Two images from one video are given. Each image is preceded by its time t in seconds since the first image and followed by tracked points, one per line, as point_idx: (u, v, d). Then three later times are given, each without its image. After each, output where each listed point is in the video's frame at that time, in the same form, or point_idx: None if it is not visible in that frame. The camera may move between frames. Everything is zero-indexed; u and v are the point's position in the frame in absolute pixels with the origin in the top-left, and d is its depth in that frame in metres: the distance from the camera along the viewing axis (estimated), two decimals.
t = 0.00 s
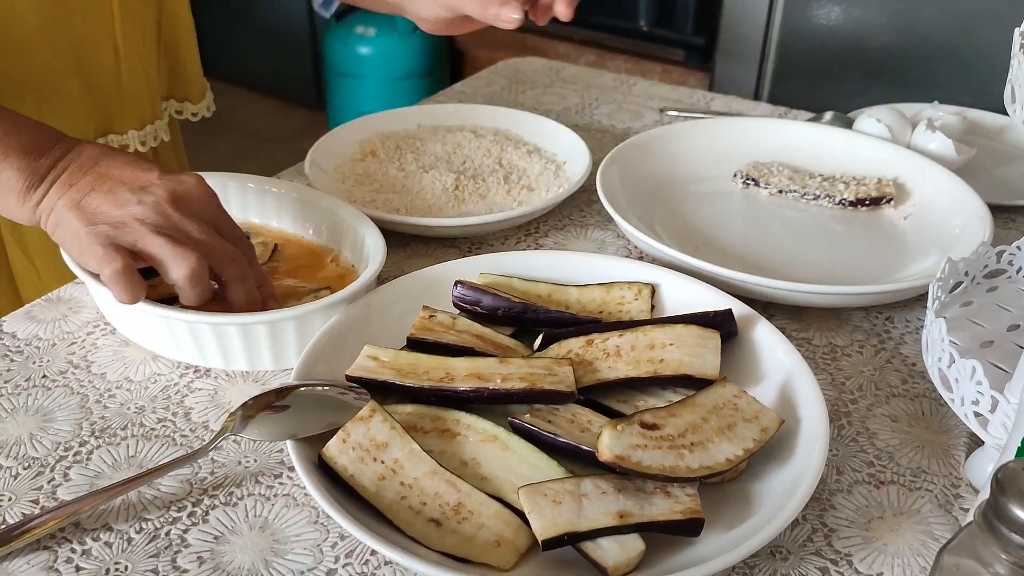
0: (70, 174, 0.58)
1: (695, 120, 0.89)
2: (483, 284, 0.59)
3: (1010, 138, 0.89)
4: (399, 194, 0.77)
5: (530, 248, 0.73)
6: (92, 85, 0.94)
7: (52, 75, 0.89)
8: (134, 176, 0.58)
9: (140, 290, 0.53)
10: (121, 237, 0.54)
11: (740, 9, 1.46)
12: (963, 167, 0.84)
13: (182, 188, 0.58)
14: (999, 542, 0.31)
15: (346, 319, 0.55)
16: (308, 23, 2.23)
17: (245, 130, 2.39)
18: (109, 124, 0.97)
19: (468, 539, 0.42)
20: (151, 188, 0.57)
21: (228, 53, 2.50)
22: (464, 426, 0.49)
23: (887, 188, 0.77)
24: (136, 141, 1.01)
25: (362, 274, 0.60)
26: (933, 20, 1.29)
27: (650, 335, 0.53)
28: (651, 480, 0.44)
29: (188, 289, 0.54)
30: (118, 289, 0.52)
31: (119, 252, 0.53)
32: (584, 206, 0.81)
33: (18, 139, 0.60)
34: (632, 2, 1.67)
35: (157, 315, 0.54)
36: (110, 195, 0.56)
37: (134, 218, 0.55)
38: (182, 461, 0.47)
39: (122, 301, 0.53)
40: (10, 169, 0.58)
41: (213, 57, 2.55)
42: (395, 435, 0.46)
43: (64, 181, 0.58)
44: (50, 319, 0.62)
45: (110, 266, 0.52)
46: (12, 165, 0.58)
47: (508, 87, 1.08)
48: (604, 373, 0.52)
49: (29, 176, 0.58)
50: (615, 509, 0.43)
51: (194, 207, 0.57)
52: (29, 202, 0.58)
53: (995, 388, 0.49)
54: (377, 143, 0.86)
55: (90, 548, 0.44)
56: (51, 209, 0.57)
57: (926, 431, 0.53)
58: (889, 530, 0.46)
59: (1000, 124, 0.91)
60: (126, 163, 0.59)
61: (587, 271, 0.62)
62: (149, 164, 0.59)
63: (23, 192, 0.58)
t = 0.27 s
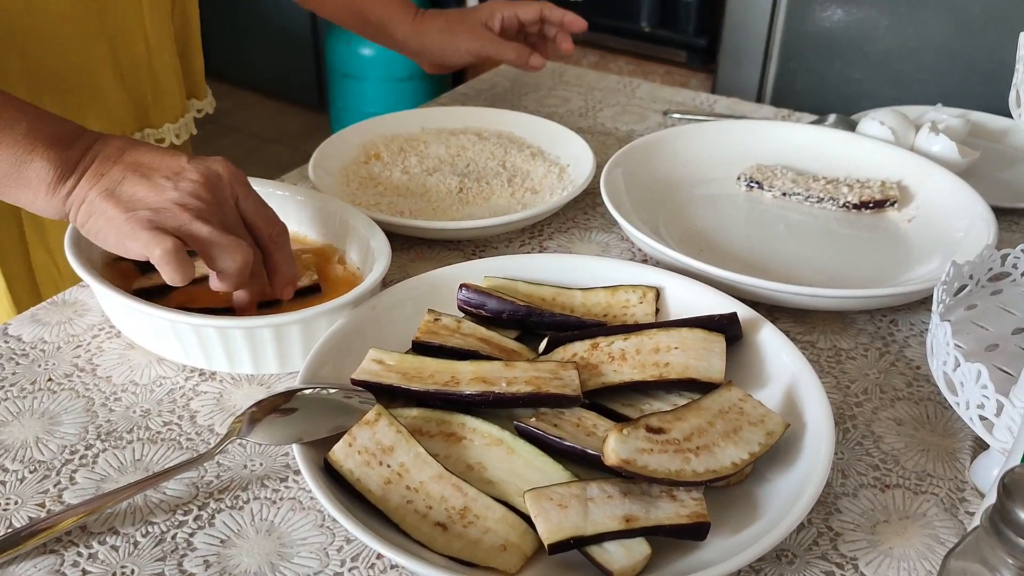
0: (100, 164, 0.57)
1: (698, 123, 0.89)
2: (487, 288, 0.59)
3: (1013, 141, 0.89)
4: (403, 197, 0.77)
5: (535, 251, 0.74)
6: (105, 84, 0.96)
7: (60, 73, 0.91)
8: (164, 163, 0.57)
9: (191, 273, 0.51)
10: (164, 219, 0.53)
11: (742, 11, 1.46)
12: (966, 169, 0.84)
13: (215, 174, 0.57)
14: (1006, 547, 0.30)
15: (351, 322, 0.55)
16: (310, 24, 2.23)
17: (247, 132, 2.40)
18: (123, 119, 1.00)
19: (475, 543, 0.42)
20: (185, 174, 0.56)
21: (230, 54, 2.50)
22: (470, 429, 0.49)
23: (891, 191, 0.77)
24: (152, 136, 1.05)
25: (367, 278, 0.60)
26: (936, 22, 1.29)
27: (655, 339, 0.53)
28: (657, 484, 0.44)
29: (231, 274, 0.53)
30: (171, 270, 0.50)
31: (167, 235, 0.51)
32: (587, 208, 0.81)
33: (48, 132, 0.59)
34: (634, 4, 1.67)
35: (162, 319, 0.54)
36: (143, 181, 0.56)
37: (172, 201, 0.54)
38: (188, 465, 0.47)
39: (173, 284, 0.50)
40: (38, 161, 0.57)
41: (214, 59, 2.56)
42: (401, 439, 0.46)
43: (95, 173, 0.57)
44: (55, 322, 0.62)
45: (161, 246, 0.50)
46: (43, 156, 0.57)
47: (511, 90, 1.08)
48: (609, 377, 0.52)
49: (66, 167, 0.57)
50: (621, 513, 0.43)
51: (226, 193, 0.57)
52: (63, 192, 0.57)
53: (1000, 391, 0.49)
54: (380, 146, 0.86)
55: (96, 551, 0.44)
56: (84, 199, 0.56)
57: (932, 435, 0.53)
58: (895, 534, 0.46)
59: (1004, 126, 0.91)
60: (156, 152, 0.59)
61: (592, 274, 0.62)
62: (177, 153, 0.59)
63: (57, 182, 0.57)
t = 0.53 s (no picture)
0: (140, 148, 0.59)
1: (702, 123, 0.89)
2: (493, 288, 0.59)
3: (1016, 141, 0.90)
4: (407, 198, 0.77)
5: (539, 252, 0.74)
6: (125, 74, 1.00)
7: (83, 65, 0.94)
8: (201, 150, 0.59)
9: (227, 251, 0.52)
10: (204, 201, 0.54)
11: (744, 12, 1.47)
12: (969, 170, 0.84)
13: (249, 162, 0.60)
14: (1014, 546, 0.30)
15: (357, 322, 0.55)
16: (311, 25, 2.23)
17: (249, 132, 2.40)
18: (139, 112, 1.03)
19: (481, 543, 0.42)
20: (222, 160, 0.59)
21: (231, 55, 2.51)
22: (476, 430, 0.49)
23: (895, 192, 0.77)
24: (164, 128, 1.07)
25: (372, 278, 0.60)
26: (938, 23, 1.29)
27: (661, 339, 0.54)
28: (663, 484, 0.44)
29: (265, 256, 0.55)
30: (209, 247, 0.51)
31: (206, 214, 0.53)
32: (591, 209, 0.81)
33: (86, 117, 0.59)
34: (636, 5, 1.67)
35: (168, 319, 0.54)
36: (183, 166, 0.58)
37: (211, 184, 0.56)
38: (194, 465, 0.47)
39: (209, 261, 0.51)
40: (85, 145, 0.57)
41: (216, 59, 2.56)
42: (407, 439, 0.46)
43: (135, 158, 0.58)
44: (61, 323, 0.63)
45: (201, 224, 0.51)
46: (86, 142, 0.58)
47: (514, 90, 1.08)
48: (615, 377, 0.52)
49: (108, 152, 0.58)
50: (628, 513, 0.43)
51: (259, 179, 0.60)
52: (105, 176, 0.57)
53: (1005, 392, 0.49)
54: (384, 147, 0.86)
55: (103, 551, 0.44)
56: (124, 182, 0.57)
57: (937, 435, 0.54)
58: (901, 534, 0.46)
59: (1007, 127, 0.92)
60: (192, 141, 0.61)
61: (596, 274, 0.62)
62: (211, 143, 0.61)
63: (100, 166, 0.57)
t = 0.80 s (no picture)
0: (153, 160, 0.59)
1: (700, 124, 0.89)
2: (491, 288, 0.59)
3: (1015, 142, 0.90)
4: (406, 198, 0.77)
5: (537, 252, 0.74)
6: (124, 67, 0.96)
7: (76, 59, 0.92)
8: (215, 159, 0.60)
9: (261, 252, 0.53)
10: (229, 204, 0.55)
11: (744, 12, 1.47)
12: (967, 171, 0.84)
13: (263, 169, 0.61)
14: (1009, 547, 0.30)
15: (355, 322, 0.55)
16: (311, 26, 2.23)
17: (248, 133, 2.40)
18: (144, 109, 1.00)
19: (478, 543, 0.42)
20: (237, 165, 0.60)
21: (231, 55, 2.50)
22: (473, 429, 0.49)
23: (893, 192, 0.77)
24: (171, 122, 1.05)
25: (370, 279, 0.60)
26: (937, 24, 1.29)
27: (658, 340, 0.54)
28: (660, 484, 0.44)
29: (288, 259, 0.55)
30: (244, 248, 0.51)
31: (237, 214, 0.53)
32: (590, 209, 0.81)
33: (97, 127, 0.59)
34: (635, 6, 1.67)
35: (166, 319, 0.54)
36: (199, 176, 0.58)
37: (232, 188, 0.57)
38: (192, 465, 0.47)
39: (244, 262, 0.52)
40: (95, 157, 0.57)
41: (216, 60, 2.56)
42: (405, 439, 0.46)
43: (149, 170, 0.58)
44: (59, 323, 0.63)
45: (234, 223, 0.52)
46: (95, 153, 0.57)
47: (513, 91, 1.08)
48: (612, 377, 0.52)
49: (123, 162, 0.58)
50: (624, 513, 0.43)
51: (275, 185, 0.61)
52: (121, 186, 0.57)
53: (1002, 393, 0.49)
54: (383, 147, 0.86)
55: (101, 551, 0.44)
56: (140, 194, 0.57)
57: (934, 436, 0.54)
58: (897, 534, 0.46)
59: (1005, 127, 0.92)
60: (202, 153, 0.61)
61: (594, 275, 0.62)
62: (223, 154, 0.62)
63: (117, 178, 0.57)
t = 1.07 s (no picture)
0: (76, 130, 0.57)
1: (698, 125, 0.89)
2: (488, 289, 0.59)
3: (1014, 143, 0.89)
4: (404, 199, 0.77)
5: (535, 253, 0.74)
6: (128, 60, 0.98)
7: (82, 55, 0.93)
8: (143, 131, 0.57)
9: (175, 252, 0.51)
10: (146, 193, 0.53)
11: (743, 13, 1.47)
12: (966, 172, 0.84)
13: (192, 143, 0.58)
14: (1008, 549, 0.30)
15: (351, 323, 0.55)
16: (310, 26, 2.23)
17: (248, 133, 2.40)
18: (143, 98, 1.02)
19: (475, 544, 0.42)
20: (165, 143, 0.57)
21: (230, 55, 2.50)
22: (470, 431, 0.49)
23: (892, 193, 0.77)
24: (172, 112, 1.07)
25: (367, 279, 0.60)
26: (936, 25, 1.29)
27: (656, 341, 0.54)
28: (657, 486, 0.44)
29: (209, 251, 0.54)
30: (156, 250, 0.50)
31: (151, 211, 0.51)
32: (588, 210, 0.81)
33: (27, 97, 0.58)
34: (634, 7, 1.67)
35: (163, 320, 0.54)
36: (120, 151, 0.55)
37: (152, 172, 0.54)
38: (187, 466, 0.47)
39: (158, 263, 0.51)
40: (10, 124, 0.56)
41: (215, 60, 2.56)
42: (401, 440, 0.46)
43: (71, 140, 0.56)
44: (56, 323, 0.63)
45: (148, 227, 0.50)
46: (13, 121, 0.56)
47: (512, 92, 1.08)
48: (609, 379, 0.52)
49: (46, 133, 0.57)
50: (622, 515, 0.42)
51: (204, 164, 0.58)
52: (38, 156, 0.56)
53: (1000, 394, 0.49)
54: (381, 148, 0.86)
55: (96, 552, 0.44)
56: (57, 166, 0.55)
57: (932, 437, 0.54)
58: (895, 536, 0.46)
59: (1005, 128, 0.92)
60: (131, 120, 0.58)
61: (592, 276, 0.62)
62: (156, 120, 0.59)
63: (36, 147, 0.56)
